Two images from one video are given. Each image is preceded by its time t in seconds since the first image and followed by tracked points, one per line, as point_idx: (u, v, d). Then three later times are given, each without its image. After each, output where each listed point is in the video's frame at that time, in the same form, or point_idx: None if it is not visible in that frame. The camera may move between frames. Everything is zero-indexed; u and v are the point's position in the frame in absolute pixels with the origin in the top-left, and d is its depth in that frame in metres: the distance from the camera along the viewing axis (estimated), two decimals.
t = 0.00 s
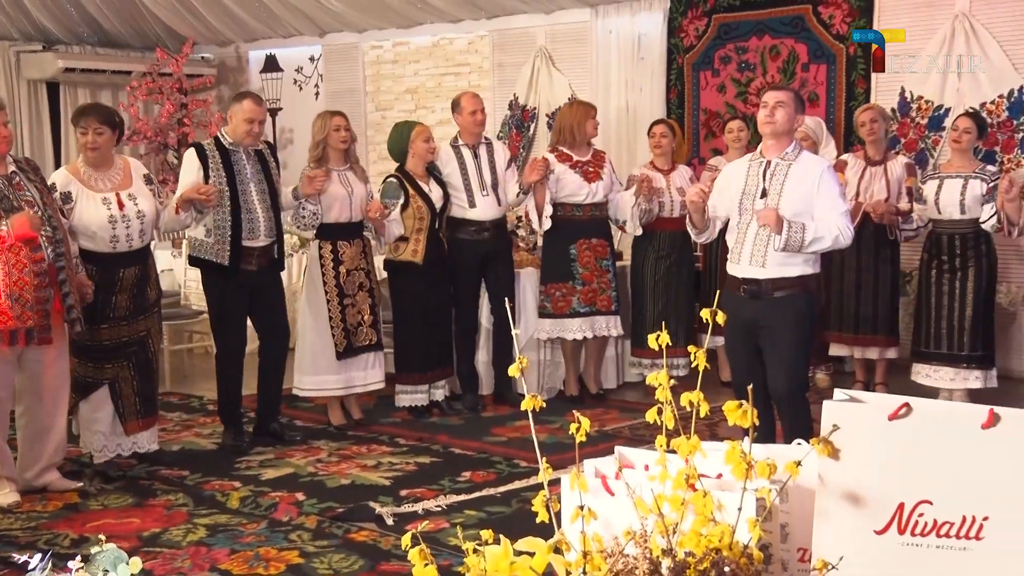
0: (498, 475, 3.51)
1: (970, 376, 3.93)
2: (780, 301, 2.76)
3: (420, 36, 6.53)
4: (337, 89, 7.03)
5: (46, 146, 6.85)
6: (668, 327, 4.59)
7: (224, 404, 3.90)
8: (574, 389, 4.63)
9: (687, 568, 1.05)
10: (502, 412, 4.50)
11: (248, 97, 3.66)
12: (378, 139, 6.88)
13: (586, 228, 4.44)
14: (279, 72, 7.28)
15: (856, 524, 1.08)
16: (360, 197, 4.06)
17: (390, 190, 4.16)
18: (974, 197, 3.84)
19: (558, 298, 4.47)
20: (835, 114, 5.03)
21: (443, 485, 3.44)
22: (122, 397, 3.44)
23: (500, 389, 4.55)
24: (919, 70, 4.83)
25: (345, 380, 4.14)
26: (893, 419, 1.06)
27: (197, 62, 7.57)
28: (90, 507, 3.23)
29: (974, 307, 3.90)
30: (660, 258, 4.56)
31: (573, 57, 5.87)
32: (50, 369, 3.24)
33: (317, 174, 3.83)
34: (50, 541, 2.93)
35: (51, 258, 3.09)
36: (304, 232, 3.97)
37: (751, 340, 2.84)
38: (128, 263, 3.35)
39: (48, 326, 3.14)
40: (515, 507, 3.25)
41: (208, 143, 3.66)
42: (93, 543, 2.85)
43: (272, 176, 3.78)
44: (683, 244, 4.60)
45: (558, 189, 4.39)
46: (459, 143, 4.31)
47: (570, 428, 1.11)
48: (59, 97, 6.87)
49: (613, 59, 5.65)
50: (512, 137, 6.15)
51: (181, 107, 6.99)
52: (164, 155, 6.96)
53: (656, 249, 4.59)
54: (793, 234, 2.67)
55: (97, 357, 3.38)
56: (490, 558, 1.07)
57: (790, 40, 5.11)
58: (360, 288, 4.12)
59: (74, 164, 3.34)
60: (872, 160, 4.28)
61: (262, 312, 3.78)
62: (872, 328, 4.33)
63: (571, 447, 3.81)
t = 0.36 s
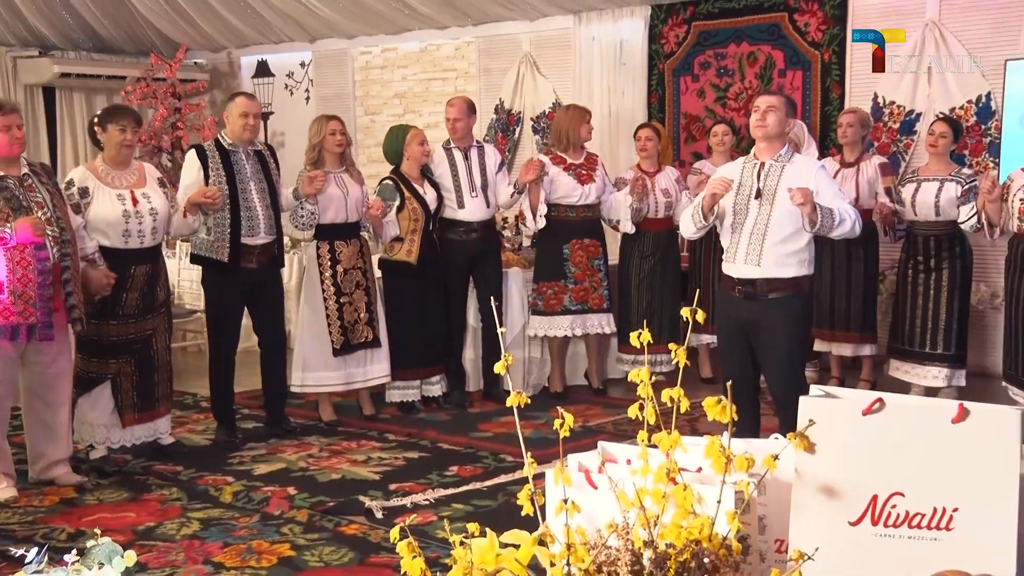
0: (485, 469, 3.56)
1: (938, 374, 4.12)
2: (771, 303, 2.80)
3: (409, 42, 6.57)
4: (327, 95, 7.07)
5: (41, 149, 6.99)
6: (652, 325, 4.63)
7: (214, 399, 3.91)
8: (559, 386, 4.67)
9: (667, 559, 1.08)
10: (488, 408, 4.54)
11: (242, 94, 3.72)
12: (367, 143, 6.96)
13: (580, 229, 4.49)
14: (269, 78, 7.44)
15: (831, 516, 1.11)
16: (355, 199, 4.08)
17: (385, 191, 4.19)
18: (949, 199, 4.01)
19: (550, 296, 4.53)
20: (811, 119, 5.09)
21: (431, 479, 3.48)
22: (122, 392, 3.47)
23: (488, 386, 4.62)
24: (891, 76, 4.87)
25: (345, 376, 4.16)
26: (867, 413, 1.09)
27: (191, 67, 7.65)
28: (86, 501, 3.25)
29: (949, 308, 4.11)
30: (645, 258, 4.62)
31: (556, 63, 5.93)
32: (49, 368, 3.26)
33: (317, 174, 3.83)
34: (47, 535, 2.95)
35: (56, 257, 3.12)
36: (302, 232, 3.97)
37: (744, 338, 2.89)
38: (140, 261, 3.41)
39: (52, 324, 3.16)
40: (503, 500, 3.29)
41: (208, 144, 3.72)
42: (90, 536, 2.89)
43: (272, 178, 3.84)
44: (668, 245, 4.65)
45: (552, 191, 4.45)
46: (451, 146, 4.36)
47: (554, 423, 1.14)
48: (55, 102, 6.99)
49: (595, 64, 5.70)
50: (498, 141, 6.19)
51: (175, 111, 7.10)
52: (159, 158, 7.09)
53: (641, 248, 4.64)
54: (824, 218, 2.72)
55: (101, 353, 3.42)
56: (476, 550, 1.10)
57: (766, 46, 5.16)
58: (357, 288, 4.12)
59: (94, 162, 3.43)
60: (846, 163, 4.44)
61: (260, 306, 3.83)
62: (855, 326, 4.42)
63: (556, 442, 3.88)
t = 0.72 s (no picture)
0: (472, 464, 3.62)
1: (932, 371, 4.32)
2: (772, 301, 2.83)
3: (396, 48, 6.63)
4: (318, 99, 7.13)
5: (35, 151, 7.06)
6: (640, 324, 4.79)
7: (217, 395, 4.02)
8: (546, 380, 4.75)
9: (648, 551, 1.11)
10: (474, 404, 4.60)
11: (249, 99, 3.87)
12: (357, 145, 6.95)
13: (577, 230, 4.58)
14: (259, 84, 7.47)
15: (806, 509, 1.15)
16: (359, 203, 4.14)
17: (387, 196, 4.28)
18: (931, 202, 4.29)
19: (551, 296, 4.61)
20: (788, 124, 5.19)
21: (418, 474, 3.54)
22: (141, 387, 3.66)
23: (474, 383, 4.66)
24: (862, 84, 4.94)
25: (352, 372, 4.26)
26: (841, 409, 1.13)
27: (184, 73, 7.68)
28: (82, 497, 3.33)
29: (937, 305, 4.33)
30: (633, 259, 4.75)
31: (538, 70, 5.98)
32: (63, 368, 3.39)
33: (323, 181, 3.93)
34: (44, 529, 3.01)
35: (71, 258, 3.26)
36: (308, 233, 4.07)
37: (747, 345, 2.89)
38: (161, 260, 3.59)
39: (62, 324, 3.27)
40: (489, 494, 3.35)
41: (220, 149, 3.86)
42: (86, 530, 2.94)
43: (281, 182, 3.97)
44: (655, 244, 4.81)
45: (551, 195, 4.55)
46: (452, 150, 4.45)
47: (538, 420, 1.17)
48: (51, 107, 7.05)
49: (578, 70, 5.76)
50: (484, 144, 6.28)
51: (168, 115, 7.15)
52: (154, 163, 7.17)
53: (629, 251, 4.79)
54: (822, 224, 2.78)
55: (121, 348, 3.62)
56: (463, 543, 1.12)
57: (744, 53, 5.23)
58: (360, 288, 4.20)
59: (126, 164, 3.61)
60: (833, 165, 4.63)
61: (265, 309, 3.95)
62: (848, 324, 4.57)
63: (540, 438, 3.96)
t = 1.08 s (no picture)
0: (456, 459, 3.68)
1: (895, 369, 4.54)
2: (746, 301, 2.89)
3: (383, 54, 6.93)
4: (304, 104, 7.44)
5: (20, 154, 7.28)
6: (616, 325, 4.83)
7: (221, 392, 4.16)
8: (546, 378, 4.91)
9: (627, 543, 1.15)
10: (458, 401, 4.74)
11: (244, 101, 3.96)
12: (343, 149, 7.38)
13: (563, 230, 4.69)
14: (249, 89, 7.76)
15: (778, 501, 1.18)
16: (350, 205, 4.26)
17: (381, 196, 4.39)
18: (904, 203, 4.44)
19: (535, 293, 4.73)
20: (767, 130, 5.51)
21: (404, 469, 3.60)
22: (138, 383, 3.77)
23: (459, 381, 4.81)
24: (833, 88, 5.26)
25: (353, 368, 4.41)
26: (814, 404, 1.16)
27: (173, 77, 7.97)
28: (74, 493, 3.39)
29: (908, 306, 4.51)
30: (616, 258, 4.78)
31: (520, 75, 6.30)
32: (62, 367, 3.55)
33: (316, 182, 4.01)
34: (36, 525, 3.06)
35: (69, 258, 3.37)
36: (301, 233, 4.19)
37: (723, 340, 2.97)
38: (159, 259, 3.71)
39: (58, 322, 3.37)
40: (473, 488, 3.42)
41: (215, 150, 3.94)
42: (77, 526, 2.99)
43: (275, 181, 4.06)
44: (635, 244, 4.84)
45: (538, 194, 4.65)
46: (446, 153, 4.54)
47: (520, 417, 1.19)
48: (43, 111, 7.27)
49: (558, 74, 6.07)
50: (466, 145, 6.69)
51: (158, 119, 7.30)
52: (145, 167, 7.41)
53: (610, 249, 4.84)
54: (764, 237, 2.82)
55: (119, 345, 3.69)
56: (447, 536, 1.15)
57: (720, 60, 5.55)
58: (346, 287, 4.30)
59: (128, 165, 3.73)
60: (809, 168, 4.90)
61: (261, 307, 4.04)
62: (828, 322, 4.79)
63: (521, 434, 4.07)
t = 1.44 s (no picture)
0: (439, 454, 3.93)
1: (866, 364, 4.89)
2: (710, 300, 3.10)
3: (365, 60, 7.56)
4: (290, 109, 8.05)
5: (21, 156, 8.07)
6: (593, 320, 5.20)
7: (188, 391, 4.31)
8: (510, 373, 5.24)
9: (605, 535, 1.19)
10: (441, 397, 5.04)
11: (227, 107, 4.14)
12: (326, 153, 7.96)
13: (538, 233, 5.03)
14: (237, 94, 8.42)
15: (751, 494, 1.22)
16: (333, 208, 4.52)
17: (366, 199, 4.70)
18: (866, 205, 4.79)
19: (513, 293, 5.07)
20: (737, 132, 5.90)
21: (389, 464, 3.83)
22: (126, 384, 3.88)
23: (442, 378, 5.10)
24: (803, 94, 5.65)
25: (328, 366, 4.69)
26: (785, 400, 1.20)
27: (163, 83, 8.68)
28: (65, 488, 3.54)
29: (872, 301, 4.87)
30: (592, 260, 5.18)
31: (500, 80, 6.85)
32: (47, 367, 3.59)
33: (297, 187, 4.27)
34: (28, 520, 3.20)
35: (53, 261, 3.41)
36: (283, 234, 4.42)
37: (689, 337, 3.19)
38: (145, 262, 3.80)
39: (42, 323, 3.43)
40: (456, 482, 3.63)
41: (198, 155, 4.10)
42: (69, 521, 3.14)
43: (258, 185, 4.22)
44: (612, 245, 5.22)
45: (516, 198, 4.99)
46: (430, 157, 4.86)
47: (500, 413, 1.22)
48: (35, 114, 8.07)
49: (538, 80, 6.60)
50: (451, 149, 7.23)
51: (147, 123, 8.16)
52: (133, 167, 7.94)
53: (588, 251, 5.22)
54: (738, 215, 2.98)
55: (108, 346, 3.80)
56: (429, 530, 1.18)
57: (694, 66, 5.97)
58: (330, 287, 4.58)
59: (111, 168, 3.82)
60: (776, 172, 5.24)
61: (244, 304, 4.21)
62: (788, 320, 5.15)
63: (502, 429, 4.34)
